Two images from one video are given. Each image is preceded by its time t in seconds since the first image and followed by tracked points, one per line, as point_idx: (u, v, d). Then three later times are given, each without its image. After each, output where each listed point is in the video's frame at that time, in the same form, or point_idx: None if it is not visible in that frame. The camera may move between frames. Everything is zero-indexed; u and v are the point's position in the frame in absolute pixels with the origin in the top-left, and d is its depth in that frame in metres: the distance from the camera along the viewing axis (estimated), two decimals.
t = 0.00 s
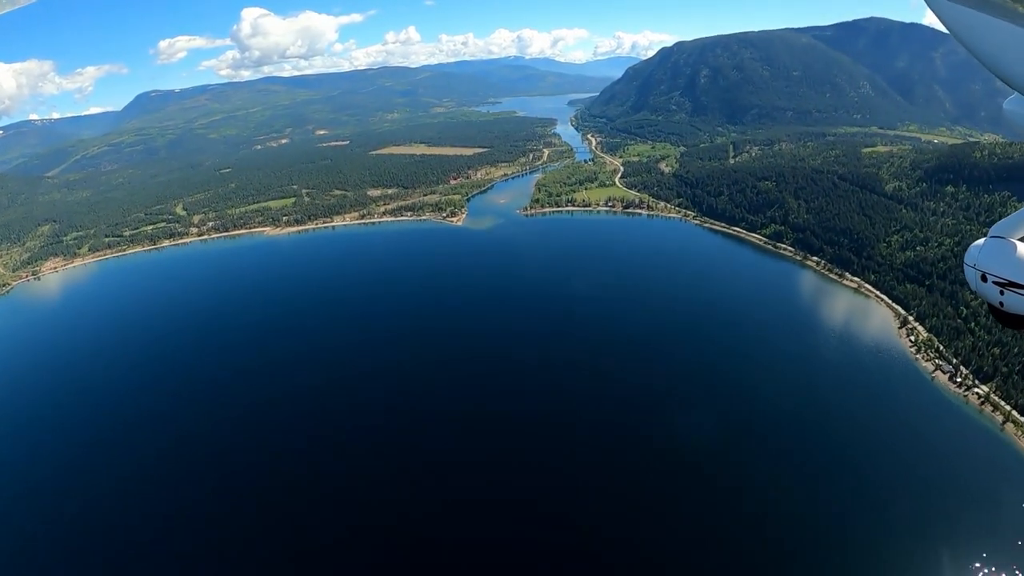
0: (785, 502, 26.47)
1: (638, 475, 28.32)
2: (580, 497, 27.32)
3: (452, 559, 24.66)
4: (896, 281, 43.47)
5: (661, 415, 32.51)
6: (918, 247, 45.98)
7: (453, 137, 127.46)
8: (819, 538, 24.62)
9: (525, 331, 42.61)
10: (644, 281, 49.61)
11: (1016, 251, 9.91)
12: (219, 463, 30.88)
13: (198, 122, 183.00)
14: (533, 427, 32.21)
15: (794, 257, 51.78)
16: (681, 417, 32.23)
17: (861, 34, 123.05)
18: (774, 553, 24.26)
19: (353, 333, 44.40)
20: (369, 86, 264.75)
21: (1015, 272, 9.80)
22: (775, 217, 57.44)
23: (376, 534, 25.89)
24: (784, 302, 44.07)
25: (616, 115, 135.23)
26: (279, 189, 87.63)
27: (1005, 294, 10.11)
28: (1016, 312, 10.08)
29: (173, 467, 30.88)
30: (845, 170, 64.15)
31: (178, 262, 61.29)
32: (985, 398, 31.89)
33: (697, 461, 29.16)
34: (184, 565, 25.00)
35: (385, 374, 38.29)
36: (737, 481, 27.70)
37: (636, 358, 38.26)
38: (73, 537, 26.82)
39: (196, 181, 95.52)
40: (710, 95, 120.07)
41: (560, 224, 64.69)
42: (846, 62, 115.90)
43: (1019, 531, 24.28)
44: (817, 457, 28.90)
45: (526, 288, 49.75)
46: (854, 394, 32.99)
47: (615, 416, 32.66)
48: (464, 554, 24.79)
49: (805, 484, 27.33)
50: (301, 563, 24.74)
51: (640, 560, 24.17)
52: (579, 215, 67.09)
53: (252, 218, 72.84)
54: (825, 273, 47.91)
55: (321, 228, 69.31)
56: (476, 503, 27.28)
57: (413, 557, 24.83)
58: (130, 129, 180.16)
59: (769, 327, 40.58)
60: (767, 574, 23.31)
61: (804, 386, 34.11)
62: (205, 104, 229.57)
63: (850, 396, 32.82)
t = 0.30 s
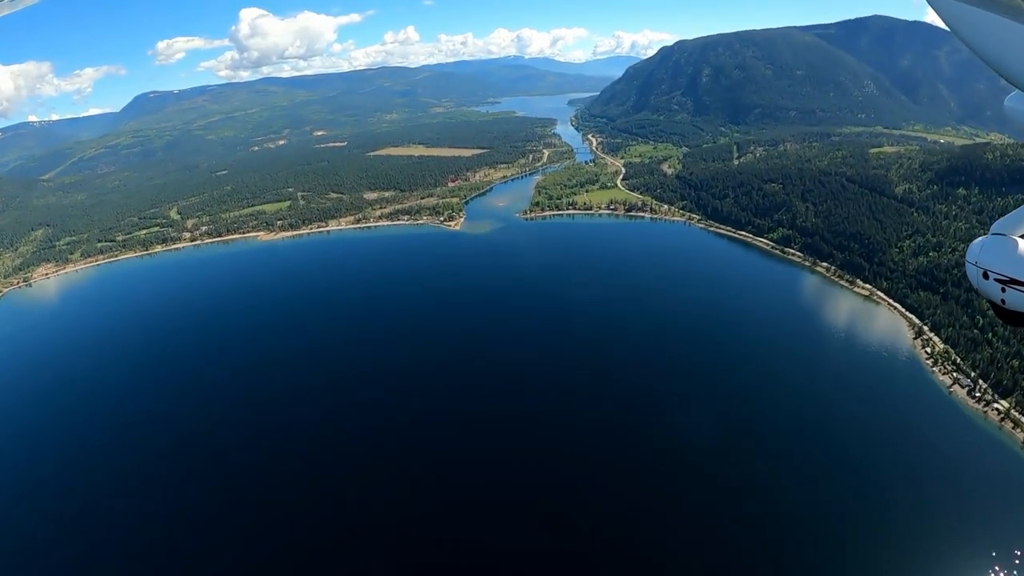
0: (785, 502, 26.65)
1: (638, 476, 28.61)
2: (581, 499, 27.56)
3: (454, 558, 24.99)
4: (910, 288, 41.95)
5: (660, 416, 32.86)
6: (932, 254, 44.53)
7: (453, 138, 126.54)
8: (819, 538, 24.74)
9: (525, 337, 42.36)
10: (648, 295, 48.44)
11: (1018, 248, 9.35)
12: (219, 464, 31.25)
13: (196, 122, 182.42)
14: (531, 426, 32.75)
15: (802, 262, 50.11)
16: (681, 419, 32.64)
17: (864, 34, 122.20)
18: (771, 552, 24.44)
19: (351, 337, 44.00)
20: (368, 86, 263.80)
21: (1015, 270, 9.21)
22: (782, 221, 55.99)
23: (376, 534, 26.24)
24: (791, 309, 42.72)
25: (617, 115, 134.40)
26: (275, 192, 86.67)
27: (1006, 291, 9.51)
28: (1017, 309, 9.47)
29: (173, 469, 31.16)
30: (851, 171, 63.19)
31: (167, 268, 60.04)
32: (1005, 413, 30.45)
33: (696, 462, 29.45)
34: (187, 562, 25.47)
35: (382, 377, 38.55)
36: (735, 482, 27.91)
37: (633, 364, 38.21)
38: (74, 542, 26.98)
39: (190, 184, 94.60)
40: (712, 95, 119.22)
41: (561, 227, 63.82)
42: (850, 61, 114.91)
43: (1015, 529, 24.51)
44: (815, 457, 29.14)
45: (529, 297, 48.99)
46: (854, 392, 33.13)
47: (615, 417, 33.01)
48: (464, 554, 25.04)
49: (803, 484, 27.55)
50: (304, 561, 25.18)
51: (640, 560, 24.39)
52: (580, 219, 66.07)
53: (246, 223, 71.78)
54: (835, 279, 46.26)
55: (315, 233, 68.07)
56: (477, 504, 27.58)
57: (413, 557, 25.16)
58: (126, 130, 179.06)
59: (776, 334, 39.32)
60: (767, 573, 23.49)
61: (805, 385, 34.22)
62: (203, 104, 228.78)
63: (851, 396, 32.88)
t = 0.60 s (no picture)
0: (786, 501, 26.32)
1: (637, 475, 28.26)
2: (580, 498, 27.21)
3: (453, 559, 24.63)
4: (925, 297, 40.69)
5: (660, 415, 32.42)
6: (948, 261, 43.33)
7: (453, 138, 125.49)
8: (821, 537, 24.45)
9: (528, 339, 41.40)
10: (653, 295, 47.15)
11: None
12: (215, 465, 30.57)
13: (194, 125, 181.60)
14: (529, 425, 32.29)
15: (812, 269, 48.75)
16: (680, 417, 32.21)
17: (868, 33, 121.11)
18: (772, 552, 24.15)
19: (350, 339, 43.09)
20: (367, 87, 262.91)
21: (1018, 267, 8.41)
22: (791, 225, 54.88)
23: (376, 535, 25.82)
24: (803, 316, 41.44)
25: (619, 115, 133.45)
26: (271, 195, 85.68)
27: (1010, 290, 8.72)
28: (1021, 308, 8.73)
29: (169, 471, 30.50)
30: (861, 174, 62.16)
31: (156, 276, 58.69)
32: None
33: (696, 461, 29.09)
34: (185, 564, 24.93)
35: (383, 377, 37.84)
36: (736, 481, 27.57)
37: (636, 367, 37.16)
38: (62, 548, 26.22)
39: (185, 188, 93.70)
40: (715, 94, 118.20)
41: (564, 232, 62.83)
42: (854, 60, 113.96)
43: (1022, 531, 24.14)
44: (818, 457, 28.70)
45: (531, 297, 47.97)
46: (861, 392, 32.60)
47: (614, 415, 32.59)
48: (464, 555, 24.71)
49: (806, 483, 27.23)
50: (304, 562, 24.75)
51: (640, 561, 24.07)
52: (582, 223, 65.05)
53: (239, 228, 70.64)
54: (846, 287, 44.90)
55: (310, 238, 66.93)
56: (476, 504, 27.22)
57: (413, 557, 24.79)
58: (124, 133, 178.33)
59: (782, 337, 38.46)
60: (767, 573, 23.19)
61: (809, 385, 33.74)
62: (201, 106, 227.94)
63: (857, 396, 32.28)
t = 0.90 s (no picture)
0: (783, 502, 27.13)
1: (638, 476, 29.08)
2: (582, 499, 28.01)
3: (454, 558, 25.44)
4: (944, 308, 39.48)
5: (659, 417, 33.19)
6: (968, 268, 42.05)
7: (454, 140, 124.67)
8: (814, 537, 25.28)
9: (531, 347, 40.95)
10: (657, 303, 46.19)
11: (1019, 247, 8.74)
12: (220, 472, 31.13)
13: (195, 127, 181.34)
14: (532, 426, 33.09)
15: (826, 277, 47.67)
16: (678, 417, 33.11)
17: (875, 33, 119.79)
18: (768, 551, 25.01)
19: (352, 346, 42.83)
20: (368, 88, 262.16)
21: (1014, 266, 8.68)
22: (802, 231, 53.81)
23: (376, 535, 26.72)
24: (818, 327, 40.51)
25: (623, 116, 132.52)
26: (269, 199, 85.05)
27: (1006, 288, 9.01)
28: (1018, 307, 8.98)
29: (171, 481, 30.85)
30: (873, 177, 60.98)
31: (149, 285, 57.68)
32: None
33: (694, 461, 30.00)
34: (189, 568, 25.67)
35: (384, 384, 37.84)
36: (734, 482, 28.38)
37: (636, 377, 36.75)
38: (67, 560, 26.70)
39: (183, 191, 93.12)
40: (720, 94, 117.11)
41: (566, 237, 61.80)
42: (861, 59, 112.70)
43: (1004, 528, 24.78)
44: (808, 462, 29.41)
45: (535, 304, 47.30)
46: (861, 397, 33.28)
47: (615, 417, 33.40)
48: (470, 553, 25.59)
49: (800, 485, 28.03)
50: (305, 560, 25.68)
51: (640, 560, 24.85)
52: (584, 229, 63.97)
53: (235, 233, 69.73)
54: (860, 296, 43.88)
55: (306, 245, 65.86)
56: (475, 503, 28.12)
57: (409, 557, 25.60)
58: (124, 135, 177.47)
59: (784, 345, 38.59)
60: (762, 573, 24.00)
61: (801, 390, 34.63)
62: (202, 108, 227.64)
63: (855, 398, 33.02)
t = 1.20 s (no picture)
0: (785, 501, 26.50)
1: (636, 475, 28.43)
2: (580, 498, 27.36)
3: (452, 559, 24.75)
4: (960, 319, 38.20)
5: (659, 416, 32.48)
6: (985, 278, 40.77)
7: (453, 142, 123.84)
8: (818, 537, 24.66)
9: (532, 348, 40.18)
10: (661, 306, 44.98)
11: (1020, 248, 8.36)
12: (217, 474, 30.41)
13: (193, 129, 180.45)
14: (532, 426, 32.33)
15: (836, 285, 46.26)
16: (678, 416, 32.43)
17: (878, 32, 118.88)
18: (770, 549, 24.43)
19: (350, 348, 42.10)
20: (367, 89, 261.45)
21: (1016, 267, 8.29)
22: (811, 237, 52.36)
23: (379, 531, 26.28)
24: (829, 336, 39.31)
25: (624, 117, 131.66)
26: (264, 203, 84.17)
27: (1008, 287, 8.58)
28: (1020, 307, 8.58)
29: (164, 484, 30.13)
30: (882, 180, 59.95)
31: (139, 293, 56.60)
32: None
33: (693, 459, 29.34)
34: (187, 569, 25.03)
35: (383, 385, 37.16)
36: (735, 482, 27.72)
37: (639, 380, 35.77)
38: (56, 564, 25.99)
39: (179, 194, 92.32)
40: (722, 94, 116.28)
41: (567, 243, 60.78)
42: (864, 58, 111.92)
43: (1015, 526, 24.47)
44: (814, 461, 28.72)
45: (537, 306, 46.23)
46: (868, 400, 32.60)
47: (613, 416, 32.69)
48: (467, 554, 24.93)
49: (804, 484, 27.38)
50: (304, 561, 25.02)
51: (640, 561, 24.18)
52: (584, 235, 62.94)
53: (228, 239, 68.65)
54: (872, 306, 42.60)
55: (300, 251, 64.84)
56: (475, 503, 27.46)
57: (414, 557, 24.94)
58: (120, 137, 176.44)
59: (790, 350, 37.79)
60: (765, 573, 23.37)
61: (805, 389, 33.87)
62: (200, 110, 226.92)
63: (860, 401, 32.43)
